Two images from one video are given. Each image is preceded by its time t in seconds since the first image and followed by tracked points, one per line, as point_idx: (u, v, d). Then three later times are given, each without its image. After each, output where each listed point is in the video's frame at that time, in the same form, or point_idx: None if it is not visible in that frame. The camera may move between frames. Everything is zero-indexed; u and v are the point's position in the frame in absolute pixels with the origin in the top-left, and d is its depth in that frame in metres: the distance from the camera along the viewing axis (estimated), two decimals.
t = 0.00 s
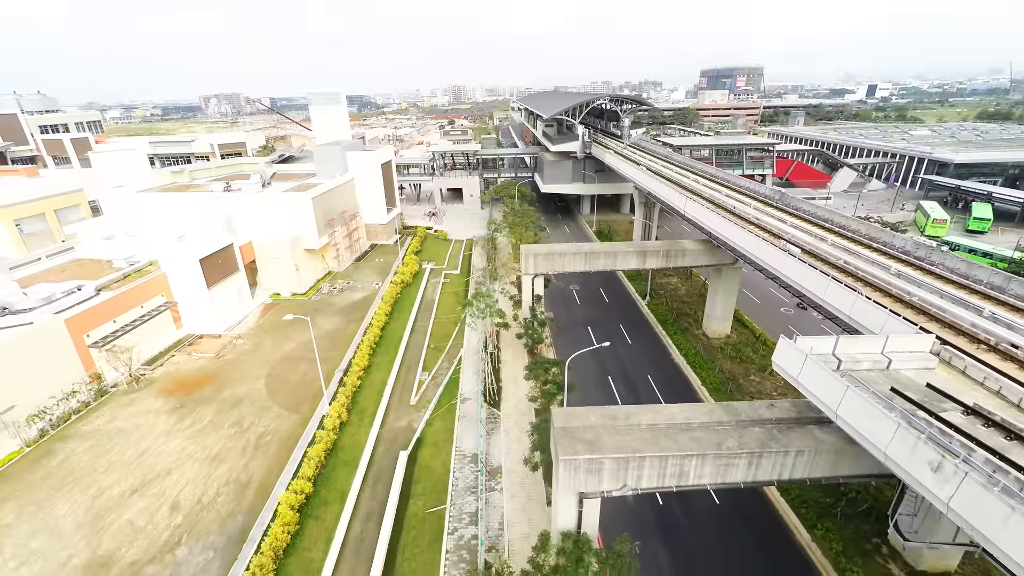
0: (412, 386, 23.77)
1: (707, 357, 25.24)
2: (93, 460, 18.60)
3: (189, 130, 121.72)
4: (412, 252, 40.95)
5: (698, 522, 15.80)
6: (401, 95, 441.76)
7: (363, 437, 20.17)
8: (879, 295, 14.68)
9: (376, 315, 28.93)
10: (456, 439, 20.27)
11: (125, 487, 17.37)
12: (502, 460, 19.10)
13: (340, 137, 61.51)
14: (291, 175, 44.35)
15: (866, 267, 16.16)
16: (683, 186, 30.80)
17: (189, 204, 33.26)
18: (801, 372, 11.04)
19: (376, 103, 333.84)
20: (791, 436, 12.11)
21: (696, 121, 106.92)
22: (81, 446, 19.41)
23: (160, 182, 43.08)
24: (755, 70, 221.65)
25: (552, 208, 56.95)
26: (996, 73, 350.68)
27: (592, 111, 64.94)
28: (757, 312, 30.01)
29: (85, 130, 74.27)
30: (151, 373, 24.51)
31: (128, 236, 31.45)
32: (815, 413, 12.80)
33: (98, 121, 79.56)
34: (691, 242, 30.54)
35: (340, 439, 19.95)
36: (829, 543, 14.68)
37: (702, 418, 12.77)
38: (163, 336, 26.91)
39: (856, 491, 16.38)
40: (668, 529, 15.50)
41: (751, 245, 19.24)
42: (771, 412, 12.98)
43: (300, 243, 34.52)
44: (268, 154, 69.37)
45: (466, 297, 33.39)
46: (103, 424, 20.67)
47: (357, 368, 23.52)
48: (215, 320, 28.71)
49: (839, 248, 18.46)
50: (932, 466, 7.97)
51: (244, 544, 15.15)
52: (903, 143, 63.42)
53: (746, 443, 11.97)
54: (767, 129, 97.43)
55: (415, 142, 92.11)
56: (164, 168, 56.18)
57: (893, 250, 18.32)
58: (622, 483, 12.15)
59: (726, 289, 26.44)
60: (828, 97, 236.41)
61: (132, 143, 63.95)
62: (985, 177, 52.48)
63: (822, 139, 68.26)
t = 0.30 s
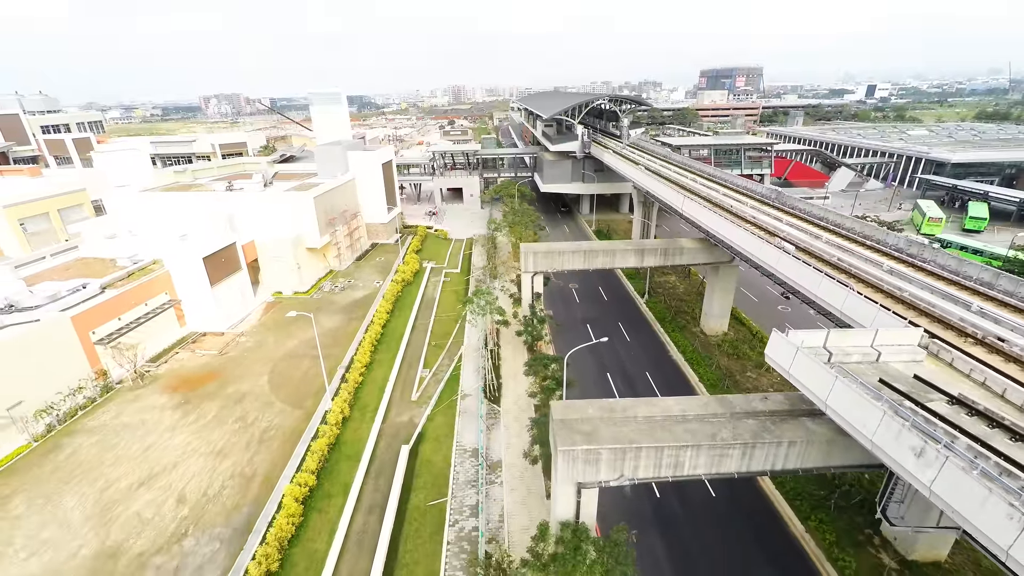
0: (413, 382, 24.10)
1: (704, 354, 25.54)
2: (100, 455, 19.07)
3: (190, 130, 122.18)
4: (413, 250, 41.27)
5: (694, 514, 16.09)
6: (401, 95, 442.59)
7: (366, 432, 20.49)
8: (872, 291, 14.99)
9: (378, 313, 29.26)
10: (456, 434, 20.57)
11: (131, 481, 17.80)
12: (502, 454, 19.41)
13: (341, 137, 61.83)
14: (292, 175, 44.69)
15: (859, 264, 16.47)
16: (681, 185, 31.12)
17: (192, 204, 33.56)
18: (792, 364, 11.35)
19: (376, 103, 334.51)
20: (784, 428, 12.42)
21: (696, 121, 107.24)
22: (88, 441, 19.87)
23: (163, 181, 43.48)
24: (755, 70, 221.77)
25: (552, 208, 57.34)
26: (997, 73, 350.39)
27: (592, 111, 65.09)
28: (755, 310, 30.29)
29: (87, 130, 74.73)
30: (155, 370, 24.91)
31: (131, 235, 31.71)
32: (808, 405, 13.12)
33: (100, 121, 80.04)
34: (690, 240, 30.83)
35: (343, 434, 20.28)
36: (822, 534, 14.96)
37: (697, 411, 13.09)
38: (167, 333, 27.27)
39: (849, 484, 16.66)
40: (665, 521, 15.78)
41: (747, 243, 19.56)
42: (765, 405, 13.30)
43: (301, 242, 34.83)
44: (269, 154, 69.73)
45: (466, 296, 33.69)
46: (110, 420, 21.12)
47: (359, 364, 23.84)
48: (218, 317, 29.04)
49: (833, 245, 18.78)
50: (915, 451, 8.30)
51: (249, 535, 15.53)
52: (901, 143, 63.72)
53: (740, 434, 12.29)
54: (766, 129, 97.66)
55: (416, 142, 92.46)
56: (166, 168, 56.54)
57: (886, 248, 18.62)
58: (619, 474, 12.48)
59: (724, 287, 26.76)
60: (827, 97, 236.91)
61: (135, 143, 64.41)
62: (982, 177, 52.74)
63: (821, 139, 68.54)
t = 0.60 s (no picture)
0: (413, 380, 24.32)
1: (702, 353, 25.71)
2: (104, 451, 19.35)
3: (190, 131, 122.32)
4: (414, 250, 41.48)
5: (692, 510, 16.30)
6: (401, 96, 443.35)
7: (366, 429, 20.71)
8: (867, 289, 15.19)
9: (378, 312, 29.49)
10: (457, 431, 20.76)
11: (135, 477, 18.05)
12: (502, 451, 19.62)
13: (341, 137, 62.04)
14: (293, 175, 44.92)
15: (855, 263, 16.66)
16: (680, 185, 31.33)
17: (194, 203, 33.73)
18: (787, 361, 11.57)
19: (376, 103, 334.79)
20: (779, 423, 12.63)
21: (695, 121, 107.49)
22: (92, 438, 20.13)
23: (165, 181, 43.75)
24: (754, 70, 222.02)
25: (551, 207, 57.65)
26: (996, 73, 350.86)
27: (591, 111, 65.17)
28: (753, 309, 30.48)
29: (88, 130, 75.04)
30: (158, 368, 25.19)
31: (133, 234, 31.88)
32: (803, 402, 13.33)
33: (101, 121, 80.28)
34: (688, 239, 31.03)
35: (345, 431, 20.51)
36: (818, 529, 15.16)
37: (693, 406, 13.32)
38: (169, 332, 27.50)
39: (845, 480, 16.85)
40: (663, 517, 15.99)
41: (744, 242, 19.77)
42: (760, 400, 13.53)
43: (302, 242, 35.03)
44: (270, 155, 69.93)
45: (466, 295, 33.89)
46: (113, 417, 21.39)
47: (360, 362, 24.05)
48: (220, 316, 29.25)
49: (829, 244, 18.97)
50: (905, 443, 8.51)
51: (253, 530, 15.78)
52: (899, 143, 63.87)
53: (736, 429, 12.47)
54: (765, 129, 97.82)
55: (416, 143, 92.67)
56: (167, 168, 56.76)
57: (881, 246, 18.82)
58: (617, 468, 12.70)
59: (722, 286, 26.95)
60: (826, 97, 237.48)
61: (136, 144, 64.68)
62: (980, 177, 52.95)
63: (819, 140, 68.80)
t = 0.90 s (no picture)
0: (414, 379, 24.46)
1: (701, 352, 25.82)
2: (107, 450, 19.49)
3: (190, 131, 122.34)
4: (414, 250, 41.64)
5: (691, 509, 16.41)
6: (401, 96, 443.25)
7: (367, 428, 20.86)
8: (863, 288, 15.33)
9: (379, 311, 29.61)
10: (457, 430, 20.89)
11: (138, 475, 18.21)
12: (502, 450, 19.75)
13: (342, 137, 62.15)
14: (294, 175, 45.06)
15: (851, 263, 16.80)
16: (679, 186, 31.48)
17: (195, 204, 33.85)
18: (784, 358, 11.71)
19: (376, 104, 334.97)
20: (775, 421, 12.77)
21: (695, 122, 107.71)
22: (95, 436, 20.29)
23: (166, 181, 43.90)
24: (754, 70, 222.24)
25: (551, 208, 57.92)
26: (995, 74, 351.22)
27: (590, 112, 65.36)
28: (752, 309, 30.65)
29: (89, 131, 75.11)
30: (159, 368, 25.36)
31: (134, 234, 31.97)
32: (800, 399, 13.47)
33: (101, 122, 80.34)
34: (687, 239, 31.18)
35: (346, 430, 20.65)
36: (815, 525, 15.28)
37: (692, 404, 13.48)
38: (171, 332, 27.65)
39: (841, 478, 16.99)
40: (662, 514, 16.14)
41: (743, 241, 19.92)
42: (757, 398, 13.68)
43: (303, 242, 35.20)
44: (270, 155, 70.07)
45: (466, 295, 34.04)
46: (116, 416, 21.56)
47: (361, 362, 24.20)
48: (222, 316, 29.41)
49: (827, 243, 19.13)
50: (898, 439, 8.66)
51: (255, 527, 15.93)
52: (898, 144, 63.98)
53: (733, 427, 12.61)
54: (764, 129, 97.94)
55: (416, 143, 92.88)
56: (167, 169, 56.93)
57: (878, 246, 18.97)
58: (616, 465, 12.84)
59: (720, 286, 27.09)
60: (825, 98, 238.07)
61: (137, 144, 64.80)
62: (978, 177, 53.13)
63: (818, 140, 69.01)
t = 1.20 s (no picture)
0: (414, 379, 24.58)
1: (700, 352, 25.90)
2: (110, 449, 19.61)
3: (190, 131, 122.54)
4: (414, 251, 41.76)
5: (690, 507, 16.52)
6: (401, 97, 443.99)
7: (368, 427, 20.98)
8: (860, 288, 15.45)
9: (379, 311, 29.72)
10: (458, 429, 21.00)
11: (140, 474, 18.32)
12: (502, 449, 19.86)
13: (342, 137, 62.24)
14: (295, 176, 45.18)
15: (849, 263, 16.92)
16: (678, 186, 31.60)
17: (196, 204, 33.94)
18: (781, 358, 11.83)
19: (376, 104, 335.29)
20: (773, 419, 12.88)
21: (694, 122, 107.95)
22: (97, 436, 20.41)
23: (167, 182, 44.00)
24: (753, 70, 222.63)
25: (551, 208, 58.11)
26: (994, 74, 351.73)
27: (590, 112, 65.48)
28: (750, 308, 30.82)
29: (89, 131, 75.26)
30: (161, 368, 25.51)
31: (135, 234, 32.09)
32: (798, 398, 13.58)
33: (101, 122, 80.41)
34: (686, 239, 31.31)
35: (347, 429, 20.78)
36: (812, 523, 15.39)
37: (690, 403, 13.60)
38: (172, 332, 27.76)
39: (839, 476, 17.09)
40: (661, 513, 16.26)
41: (741, 241, 20.06)
42: (755, 397, 13.79)
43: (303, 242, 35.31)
44: (270, 155, 70.18)
45: (466, 295, 34.17)
46: (118, 416, 21.68)
47: (362, 361, 24.33)
48: (222, 316, 29.53)
49: (824, 243, 19.25)
50: (893, 436, 8.80)
51: (257, 525, 16.05)
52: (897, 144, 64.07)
53: (731, 425, 12.73)
54: (764, 130, 98.11)
55: (416, 143, 93.06)
56: (168, 169, 57.07)
57: (875, 246, 19.08)
58: (615, 463, 12.96)
59: (719, 286, 27.21)
60: (825, 99, 238.30)
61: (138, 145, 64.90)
62: (977, 178, 53.22)
63: (817, 140, 69.19)
